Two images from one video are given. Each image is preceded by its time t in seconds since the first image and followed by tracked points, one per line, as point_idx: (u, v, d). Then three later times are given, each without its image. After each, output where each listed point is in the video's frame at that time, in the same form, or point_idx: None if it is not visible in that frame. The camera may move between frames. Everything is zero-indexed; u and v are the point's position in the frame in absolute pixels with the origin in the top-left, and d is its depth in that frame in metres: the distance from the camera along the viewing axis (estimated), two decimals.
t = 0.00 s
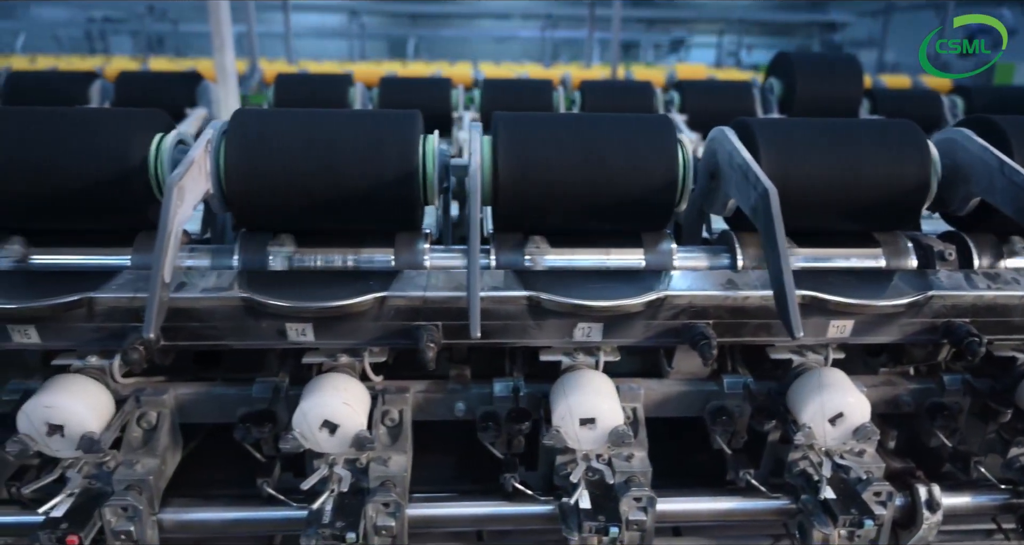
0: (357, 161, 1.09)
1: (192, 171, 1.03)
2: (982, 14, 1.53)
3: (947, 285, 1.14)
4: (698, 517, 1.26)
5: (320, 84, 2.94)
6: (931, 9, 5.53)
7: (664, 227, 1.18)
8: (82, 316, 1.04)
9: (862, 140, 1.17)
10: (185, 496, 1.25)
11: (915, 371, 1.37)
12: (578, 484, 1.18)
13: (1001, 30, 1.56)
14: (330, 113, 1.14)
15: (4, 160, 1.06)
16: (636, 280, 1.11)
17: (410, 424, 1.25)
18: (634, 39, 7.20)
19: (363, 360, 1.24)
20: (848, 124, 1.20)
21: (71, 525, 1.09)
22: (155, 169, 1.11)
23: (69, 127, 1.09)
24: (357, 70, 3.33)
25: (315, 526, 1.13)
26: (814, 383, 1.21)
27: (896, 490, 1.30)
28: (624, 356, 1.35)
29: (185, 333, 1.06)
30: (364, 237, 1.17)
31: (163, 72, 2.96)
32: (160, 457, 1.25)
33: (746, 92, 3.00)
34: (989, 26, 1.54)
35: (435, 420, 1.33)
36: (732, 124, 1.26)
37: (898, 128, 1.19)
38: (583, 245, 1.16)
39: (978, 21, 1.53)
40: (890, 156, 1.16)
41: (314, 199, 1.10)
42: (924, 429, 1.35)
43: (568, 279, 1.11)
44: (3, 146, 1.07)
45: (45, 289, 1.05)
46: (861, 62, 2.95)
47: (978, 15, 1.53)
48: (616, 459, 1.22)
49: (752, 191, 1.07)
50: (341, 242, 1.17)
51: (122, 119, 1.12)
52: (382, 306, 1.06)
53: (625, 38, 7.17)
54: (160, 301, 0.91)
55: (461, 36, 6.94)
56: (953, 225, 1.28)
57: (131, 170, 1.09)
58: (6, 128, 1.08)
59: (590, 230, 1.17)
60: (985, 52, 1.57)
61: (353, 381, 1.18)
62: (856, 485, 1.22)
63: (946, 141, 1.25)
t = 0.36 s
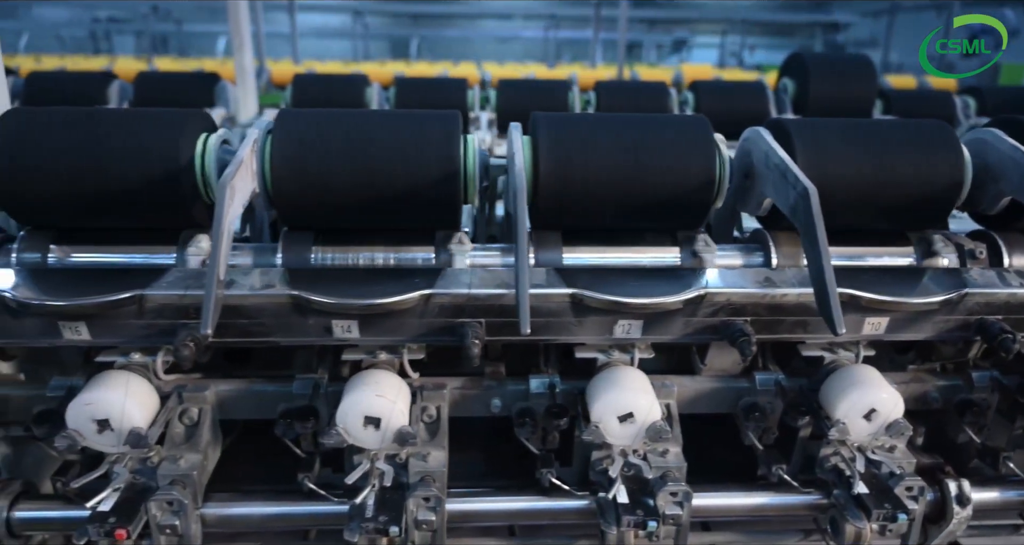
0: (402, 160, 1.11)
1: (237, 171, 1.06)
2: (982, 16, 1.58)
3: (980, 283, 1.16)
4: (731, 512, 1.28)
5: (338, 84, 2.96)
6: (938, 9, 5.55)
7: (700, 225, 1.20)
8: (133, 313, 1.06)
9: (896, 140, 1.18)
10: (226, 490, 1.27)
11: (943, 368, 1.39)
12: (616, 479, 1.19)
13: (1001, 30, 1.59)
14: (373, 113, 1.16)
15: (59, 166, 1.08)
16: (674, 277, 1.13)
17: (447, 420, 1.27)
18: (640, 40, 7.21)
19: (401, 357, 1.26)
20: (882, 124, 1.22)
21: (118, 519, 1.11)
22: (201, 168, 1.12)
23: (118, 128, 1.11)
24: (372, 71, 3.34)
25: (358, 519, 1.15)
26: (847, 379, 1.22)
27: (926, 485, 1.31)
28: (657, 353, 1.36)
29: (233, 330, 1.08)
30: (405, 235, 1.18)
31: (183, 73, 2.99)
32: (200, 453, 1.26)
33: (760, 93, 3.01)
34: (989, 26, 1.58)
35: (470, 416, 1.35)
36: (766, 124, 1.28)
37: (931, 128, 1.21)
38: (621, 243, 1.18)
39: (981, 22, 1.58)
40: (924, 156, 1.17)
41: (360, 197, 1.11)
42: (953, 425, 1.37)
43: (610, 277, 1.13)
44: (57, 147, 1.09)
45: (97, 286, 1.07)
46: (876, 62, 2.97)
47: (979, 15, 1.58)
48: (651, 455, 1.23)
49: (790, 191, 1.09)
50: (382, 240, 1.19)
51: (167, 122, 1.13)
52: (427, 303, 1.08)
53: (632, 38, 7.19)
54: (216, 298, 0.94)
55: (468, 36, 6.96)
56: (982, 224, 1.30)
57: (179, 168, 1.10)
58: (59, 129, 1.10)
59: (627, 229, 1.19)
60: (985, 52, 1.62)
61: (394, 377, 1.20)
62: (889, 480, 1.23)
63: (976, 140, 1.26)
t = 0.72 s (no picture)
0: (446, 158, 1.12)
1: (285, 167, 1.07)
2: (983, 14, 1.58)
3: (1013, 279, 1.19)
4: (764, 505, 1.29)
5: (352, 84, 2.97)
6: (940, 8, 5.58)
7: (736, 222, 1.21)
8: (183, 308, 1.07)
9: (930, 139, 1.20)
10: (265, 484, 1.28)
11: (971, 364, 1.40)
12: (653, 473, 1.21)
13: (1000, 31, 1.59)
14: (416, 112, 1.18)
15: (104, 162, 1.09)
16: (713, 273, 1.14)
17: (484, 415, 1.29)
18: (644, 40, 7.23)
19: (439, 352, 1.27)
20: (915, 122, 1.24)
21: (165, 512, 1.13)
22: (246, 165, 1.13)
23: (163, 126, 1.12)
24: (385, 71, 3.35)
25: (400, 512, 1.16)
26: (880, 373, 1.24)
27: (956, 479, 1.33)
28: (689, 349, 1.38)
29: (279, 324, 1.09)
30: (445, 232, 1.20)
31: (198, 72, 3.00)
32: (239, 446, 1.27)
33: (773, 92, 3.03)
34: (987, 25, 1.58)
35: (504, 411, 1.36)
36: (799, 122, 1.29)
37: (964, 127, 1.22)
38: (659, 240, 1.20)
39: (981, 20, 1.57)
40: (957, 154, 1.19)
41: (403, 195, 1.13)
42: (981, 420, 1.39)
43: (651, 272, 1.14)
44: (105, 145, 1.10)
45: (145, 281, 1.08)
46: (887, 62, 2.98)
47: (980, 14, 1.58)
48: (686, 449, 1.25)
49: (828, 188, 1.10)
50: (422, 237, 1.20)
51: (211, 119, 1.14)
52: (471, 298, 1.09)
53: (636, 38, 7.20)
54: (269, 291, 0.95)
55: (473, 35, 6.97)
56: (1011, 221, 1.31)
57: (225, 166, 1.11)
58: (107, 128, 1.11)
59: (664, 225, 1.21)
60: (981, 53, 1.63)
61: (433, 371, 1.22)
62: (922, 474, 1.25)
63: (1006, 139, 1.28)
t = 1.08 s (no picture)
0: (494, 156, 1.13)
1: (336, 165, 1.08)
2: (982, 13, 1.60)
3: None
4: (804, 503, 1.30)
5: (370, 85, 2.97)
6: (946, 8, 5.60)
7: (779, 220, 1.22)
8: (235, 306, 1.08)
9: (973, 138, 1.21)
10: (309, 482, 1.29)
11: (1005, 362, 1.41)
12: (696, 471, 1.21)
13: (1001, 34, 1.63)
14: (462, 111, 1.19)
15: (157, 163, 1.10)
16: (759, 272, 1.15)
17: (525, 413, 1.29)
18: (650, 40, 7.24)
19: (481, 350, 1.28)
20: (957, 122, 1.24)
21: (215, 509, 1.14)
22: (295, 164, 1.14)
23: (214, 126, 1.13)
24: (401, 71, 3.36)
25: (446, 510, 1.17)
26: (920, 371, 1.25)
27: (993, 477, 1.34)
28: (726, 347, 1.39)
29: (330, 322, 1.10)
30: (490, 230, 1.21)
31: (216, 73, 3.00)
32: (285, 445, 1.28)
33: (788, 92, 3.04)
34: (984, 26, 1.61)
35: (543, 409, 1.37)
36: (839, 122, 1.30)
37: (1006, 126, 1.23)
38: (702, 238, 1.20)
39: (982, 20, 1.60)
40: (1001, 153, 1.20)
41: (452, 193, 1.14)
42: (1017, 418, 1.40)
43: (697, 270, 1.15)
44: (157, 144, 1.11)
45: (197, 279, 1.09)
46: (900, 63, 3.01)
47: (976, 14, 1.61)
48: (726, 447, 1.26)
49: (875, 187, 1.11)
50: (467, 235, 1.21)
51: (261, 119, 1.15)
52: (520, 296, 1.10)
53: (642, 39, 7.22)
54: (329, 288, 0.95)
55: (480, 35, 6.97)
56: None
57: (275, 164, 1.12)
58: (158, 126, 1.12)
59: (707, 224, 1.22)
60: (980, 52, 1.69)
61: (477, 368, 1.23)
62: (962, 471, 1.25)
63: None
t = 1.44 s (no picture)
0: (545, 157, 1.13)
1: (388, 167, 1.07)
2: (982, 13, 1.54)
3: None
4: (850, 504, 1.29)
5: (389, 86, 2.97)
6: (959, 7, 5.60)
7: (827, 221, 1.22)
8: (287, 307, 1.08)
9: None
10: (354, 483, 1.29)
11: None
12: (745, 473, 1.20)
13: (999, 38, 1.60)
14: (510, 110, 1.18)
15: (209, 164, 1.10)
16: (810, 272, 1.15)
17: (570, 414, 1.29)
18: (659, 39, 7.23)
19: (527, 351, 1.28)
20: (1006, 120, 1.24)
21: (265, 511, 1.14)
22: (345, 166, 1.14)
23: (265, 128, 1.13)
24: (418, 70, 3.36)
25: (495, 511, 1.17)
26: (968, 372, 1.25)
27: None
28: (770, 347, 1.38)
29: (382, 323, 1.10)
30: (538, 230, 1.20)
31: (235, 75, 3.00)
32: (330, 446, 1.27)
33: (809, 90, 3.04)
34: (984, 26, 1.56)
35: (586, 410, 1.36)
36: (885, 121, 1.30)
37: None
38: (751, 239, 1.20)
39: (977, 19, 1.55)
40: None
41: (503, 194, 1.13)
42: None
43: (749, 270, 1.14)
44: (208, 145, 1.11)
45: (248, 280, 1.08)
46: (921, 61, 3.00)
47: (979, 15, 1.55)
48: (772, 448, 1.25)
49: (929, 188, 1.10)
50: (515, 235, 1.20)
51: (311, 121, 1.15)
52: (574, 297, 1.10)
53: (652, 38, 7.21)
54: (388, 290, 0.95)
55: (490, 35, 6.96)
56: None
57: (326, 165, 1.12)
58: (208, 127, 1.12)
59: (756, 225, 1.21)
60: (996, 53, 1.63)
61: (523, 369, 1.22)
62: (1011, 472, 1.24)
63: None
